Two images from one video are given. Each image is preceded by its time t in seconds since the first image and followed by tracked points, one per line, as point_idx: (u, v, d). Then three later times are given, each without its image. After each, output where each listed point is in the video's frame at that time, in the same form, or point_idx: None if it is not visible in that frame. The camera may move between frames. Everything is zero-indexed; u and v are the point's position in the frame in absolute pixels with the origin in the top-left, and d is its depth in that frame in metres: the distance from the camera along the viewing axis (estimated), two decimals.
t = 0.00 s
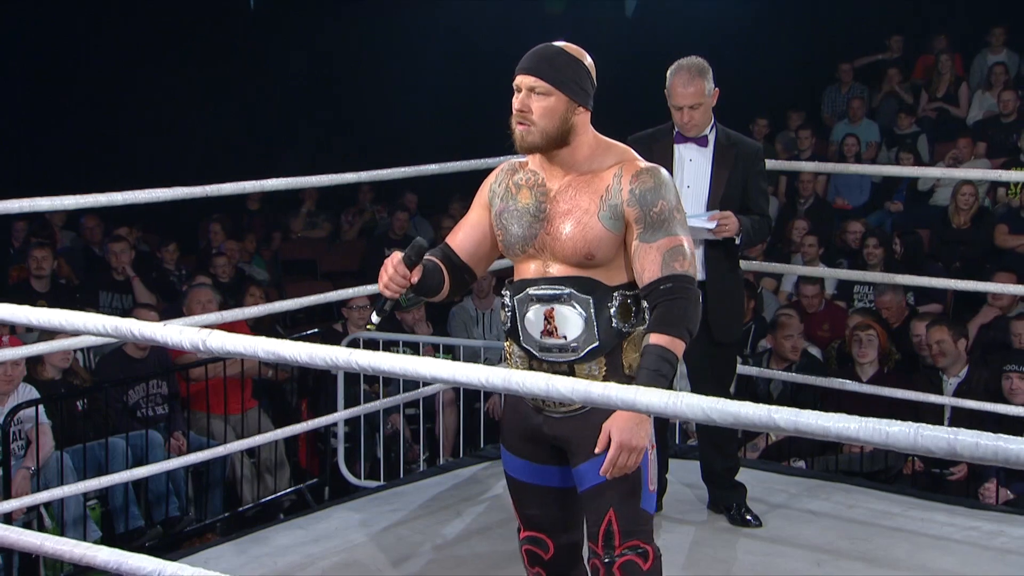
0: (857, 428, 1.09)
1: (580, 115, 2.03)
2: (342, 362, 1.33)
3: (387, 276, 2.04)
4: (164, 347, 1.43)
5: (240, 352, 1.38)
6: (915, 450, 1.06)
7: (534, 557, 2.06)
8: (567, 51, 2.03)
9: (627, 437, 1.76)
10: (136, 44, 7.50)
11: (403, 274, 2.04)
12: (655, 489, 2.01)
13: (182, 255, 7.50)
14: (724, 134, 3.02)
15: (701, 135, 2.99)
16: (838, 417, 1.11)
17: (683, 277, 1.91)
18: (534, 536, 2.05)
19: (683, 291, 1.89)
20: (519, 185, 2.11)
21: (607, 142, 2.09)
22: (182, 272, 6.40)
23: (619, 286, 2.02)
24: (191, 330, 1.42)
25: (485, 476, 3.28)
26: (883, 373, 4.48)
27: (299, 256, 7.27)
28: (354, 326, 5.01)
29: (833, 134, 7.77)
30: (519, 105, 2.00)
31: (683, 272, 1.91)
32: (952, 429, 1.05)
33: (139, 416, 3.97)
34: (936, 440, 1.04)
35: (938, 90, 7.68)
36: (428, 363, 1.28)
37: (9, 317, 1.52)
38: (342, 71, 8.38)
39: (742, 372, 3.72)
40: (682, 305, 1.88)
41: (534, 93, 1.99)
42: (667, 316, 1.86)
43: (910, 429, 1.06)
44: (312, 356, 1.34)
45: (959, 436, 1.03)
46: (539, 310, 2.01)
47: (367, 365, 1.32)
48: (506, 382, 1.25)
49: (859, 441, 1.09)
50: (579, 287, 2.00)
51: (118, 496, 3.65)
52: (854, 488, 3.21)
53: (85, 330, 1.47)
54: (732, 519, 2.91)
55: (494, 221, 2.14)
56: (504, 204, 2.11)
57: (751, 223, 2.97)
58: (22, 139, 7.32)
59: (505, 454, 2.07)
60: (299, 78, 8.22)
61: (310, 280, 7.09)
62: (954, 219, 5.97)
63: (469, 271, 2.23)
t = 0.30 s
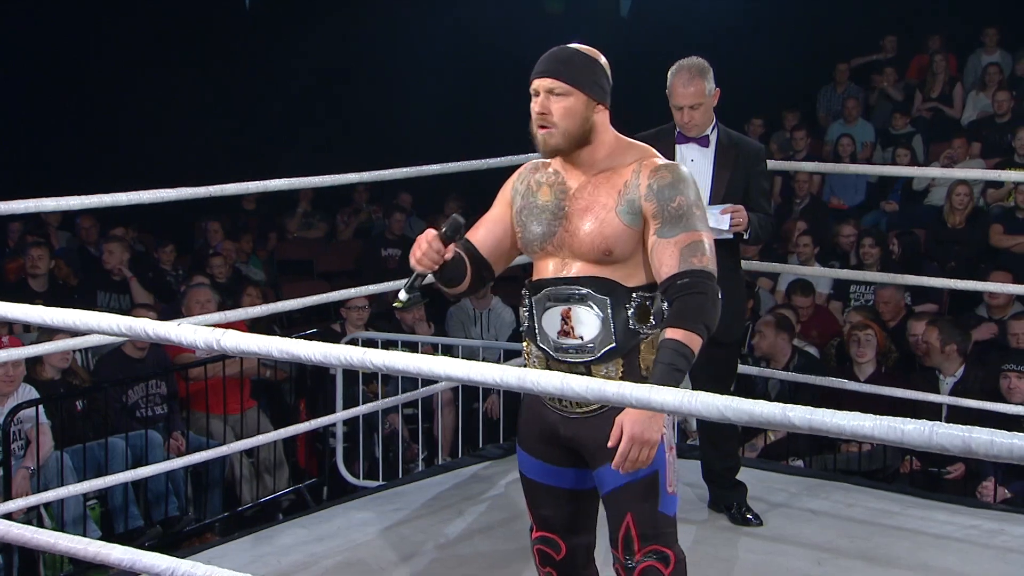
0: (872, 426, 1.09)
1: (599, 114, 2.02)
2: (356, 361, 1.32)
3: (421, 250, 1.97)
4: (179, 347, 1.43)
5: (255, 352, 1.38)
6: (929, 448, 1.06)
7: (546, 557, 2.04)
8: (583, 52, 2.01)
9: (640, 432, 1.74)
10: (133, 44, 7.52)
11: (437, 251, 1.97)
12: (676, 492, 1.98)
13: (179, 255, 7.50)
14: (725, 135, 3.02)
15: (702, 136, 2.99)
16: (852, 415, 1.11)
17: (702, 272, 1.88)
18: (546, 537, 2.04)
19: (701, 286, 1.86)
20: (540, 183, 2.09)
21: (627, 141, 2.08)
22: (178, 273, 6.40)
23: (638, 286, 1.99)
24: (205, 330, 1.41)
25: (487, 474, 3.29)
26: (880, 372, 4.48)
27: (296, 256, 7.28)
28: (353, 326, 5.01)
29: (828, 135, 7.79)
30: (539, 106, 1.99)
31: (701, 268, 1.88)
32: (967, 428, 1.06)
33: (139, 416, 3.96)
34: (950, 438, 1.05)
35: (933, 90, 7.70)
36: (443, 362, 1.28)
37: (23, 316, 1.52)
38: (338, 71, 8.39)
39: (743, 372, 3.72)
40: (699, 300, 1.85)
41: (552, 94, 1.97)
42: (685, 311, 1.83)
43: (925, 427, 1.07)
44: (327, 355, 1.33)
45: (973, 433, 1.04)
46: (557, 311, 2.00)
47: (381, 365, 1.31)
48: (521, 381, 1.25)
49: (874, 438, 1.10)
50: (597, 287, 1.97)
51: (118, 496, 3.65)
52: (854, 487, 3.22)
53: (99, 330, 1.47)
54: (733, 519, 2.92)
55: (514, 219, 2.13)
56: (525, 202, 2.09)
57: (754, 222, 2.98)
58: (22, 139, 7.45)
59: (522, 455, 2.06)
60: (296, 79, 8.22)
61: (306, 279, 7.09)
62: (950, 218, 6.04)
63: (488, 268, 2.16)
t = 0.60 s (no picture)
0: (881, 424, 1.10)
1: (643, 112, 1.97)
2: (365, 360, 1.32)
3: (485, 217, 1.89)
4: (187, 346, 1.43)
5: (263, 352, 1.37)
6: (937, 445, 1.07)
7: (563, 563, 1.97)
8: (629, 47, 1.95)
9: (667, 428, 1.65)
10: (133, 44, 7.50)
11: (501, 222, 1.89)
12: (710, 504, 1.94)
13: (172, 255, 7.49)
14: (724, 135, 3.03)
15: (700, 135, 2.96)
16: (860, 413, 1.12)
17: (743, 274, 1.80)
18: (565, 540, 1.96)
19: (741, 288, 1.78)
20: (580, 181, 2.04)
21: (669, 140, 2.02)
22: (172, 273, 6.40)
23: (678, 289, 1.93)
24: (214, 330, 1.42)
25: (484, 473, 3.30)
26: (874, 371, 4.48)
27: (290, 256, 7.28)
28: (349, 326, 5.00)
29: (821, 134, 7.79)
30: (584, 103, 1.93)
31: (743, 269, 1.81)
32: (975, 425, 1.07)
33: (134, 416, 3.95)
34: (958, 435, 1.06)
35: (925, 90, 7.70)
36: (452, 361, 1.28)
37: (32, 316, 1.51)
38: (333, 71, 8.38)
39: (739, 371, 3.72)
40: (739, 302, 1.76)
41: (597, 90, 1.91)
42: (725, 313, 1.75)
43: (933, 425, 1.08)
44: (335, 354, 1.33)
45: (982, 431, 1.05)
46: (595, 314, 1.95)
47: (390, 364, 1.32)
48: (529, 379, 1.25)
49: (882, 436, 1.10)
50: (639, 291, 1.92)
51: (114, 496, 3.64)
52: (851, 486, 3.22)
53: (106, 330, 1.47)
54: (730, 517, 2.92)
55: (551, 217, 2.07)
56: (564, 199, 2.04)
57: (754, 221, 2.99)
58: (22, 139, 7.48)
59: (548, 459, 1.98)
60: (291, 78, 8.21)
61: (299, 279, 7.09)
62: (942, 218, 6.02)
63: (522, 264, 2.05)
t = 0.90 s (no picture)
0: (886, 422, 1.10)
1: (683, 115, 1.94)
2: (370, 360, 1.32)
3: (555, 181, 1.86)
4: (192, 347, 1.43)
5: (269, 352, 1.37)
6: (941, 444, 1.07)
7: (570, 568, 1.97)
8: (666, 52, 1.93)
9: (736, 450, 1.59)
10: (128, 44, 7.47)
11: (571, 189, 1.87)
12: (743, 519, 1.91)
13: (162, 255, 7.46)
14: (718, 135, 3.03)
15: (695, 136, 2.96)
16: (864, 411, 1.12)
17: (795, 282, 1.78)
18: (574, 546, 1.96)
19: (795, 296, 1.76)
20: (623, 188, 2.03)
21: (711, 146, 2.00)
22: (163, 274, 6.37)
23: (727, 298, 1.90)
24: (218, 329, 1.41)
25: (479, 473, 3.29)
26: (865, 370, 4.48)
27: (281, 255, 7.28)
28: (342, 326, 4.99)
29: (810, 134, 7.80)
30: (623, 108, 1.91)
31: (794, 277, 1.79)
32: (979, 423, 1.07)
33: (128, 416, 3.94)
34: (963, 434, 1.06)
35: (914, 91, 7.72)
36: (457, 361, 1.27)
37: (35, 316, 1.51)
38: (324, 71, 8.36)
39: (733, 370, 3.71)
40: (792, 310, 1.74)
41: (636, 95, 1.89)
42: (779, 321, 1.73)
43: (939, 424, 1.07)
44: (340, 354, 1.33)
45: (986, 429, 1.05)
46: (640, 321, 1.93)
47: (395, 363, 1.31)
48: (534, 379, 1.24)
49: (887, 435, 1.10)
50: (685, 299, 1.89)
51: (107, 496, 3.63)
52: (844, 484, 3.24)
53: (110, 329, 1.46)
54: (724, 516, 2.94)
55: (594, 223, 2.06)
56: (608, 206, 2.03)
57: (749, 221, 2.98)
58: (22, 139, 7.40)
59: (580, 467, 1.97)
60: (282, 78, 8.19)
61: (289, 280, 7.07)
62: (931, 217, 6.03)
63: (555, 259, 2.07)
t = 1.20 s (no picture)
0: (889, 421, 1.10)
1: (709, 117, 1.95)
2: (374, 360, 1.32)
3: (598, 168, 1.93)
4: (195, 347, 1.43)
5: (272, 351, 1.38)
6: (943, 442, 1.07)
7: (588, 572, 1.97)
8: (692, 55, 1.94)
9: (764, 458, 1.69)
10: (120, 44, 7.44)
11: (613, 177, 1.94)
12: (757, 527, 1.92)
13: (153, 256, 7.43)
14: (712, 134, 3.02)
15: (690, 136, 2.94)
16: (867, 410, 1.12)
17: (819, 285, 1.79)
18: (593, 551, 1.97)
19: (819, 299, 1.78)
20: (649, 187, 2.05)
21: (740, 146, 2.00)
22: (155, 274, 6.35)
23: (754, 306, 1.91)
24: (221, 329, 1.41)
25: (474, 473, 3.30)
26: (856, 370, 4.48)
27: (272, 255, 7.26)
28: (334, 326, 4.99)
29: (801, 134, 7.81)
30: (647, 111, 1.93)
31: (818, 280, 1.80)
32: (982, 421, 1.07)
33: (121, 417, 3.93)
34: (965, 432, 1.05)
35: (904, 90, 7.73)
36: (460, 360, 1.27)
37: (36, 317, 1.51)
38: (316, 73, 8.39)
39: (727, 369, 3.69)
40: (816, 314, 1.77)
41: (661, 99, 1.91)
42: (801, 325, 1.76)
43: (941, 423, 1.07)
44: (343, 354, 1.33)
45: (987, 427, 1.05)
46: (662, 326, 1.95)
47: (398, 363, 1.32)
48: (537, 378, 1.24)
49: (888, 433, 1.10)
50: (707, 305, 1.90)
51: (100, 496, 3.62)
52: (837, 483, 3.25)
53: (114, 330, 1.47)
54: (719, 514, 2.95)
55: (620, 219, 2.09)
56: (634, 204, 2.05)
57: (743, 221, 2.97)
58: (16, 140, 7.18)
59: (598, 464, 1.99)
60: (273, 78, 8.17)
61: (281, 280, 7.05)
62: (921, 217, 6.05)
63: (576, 254, 2.12)
